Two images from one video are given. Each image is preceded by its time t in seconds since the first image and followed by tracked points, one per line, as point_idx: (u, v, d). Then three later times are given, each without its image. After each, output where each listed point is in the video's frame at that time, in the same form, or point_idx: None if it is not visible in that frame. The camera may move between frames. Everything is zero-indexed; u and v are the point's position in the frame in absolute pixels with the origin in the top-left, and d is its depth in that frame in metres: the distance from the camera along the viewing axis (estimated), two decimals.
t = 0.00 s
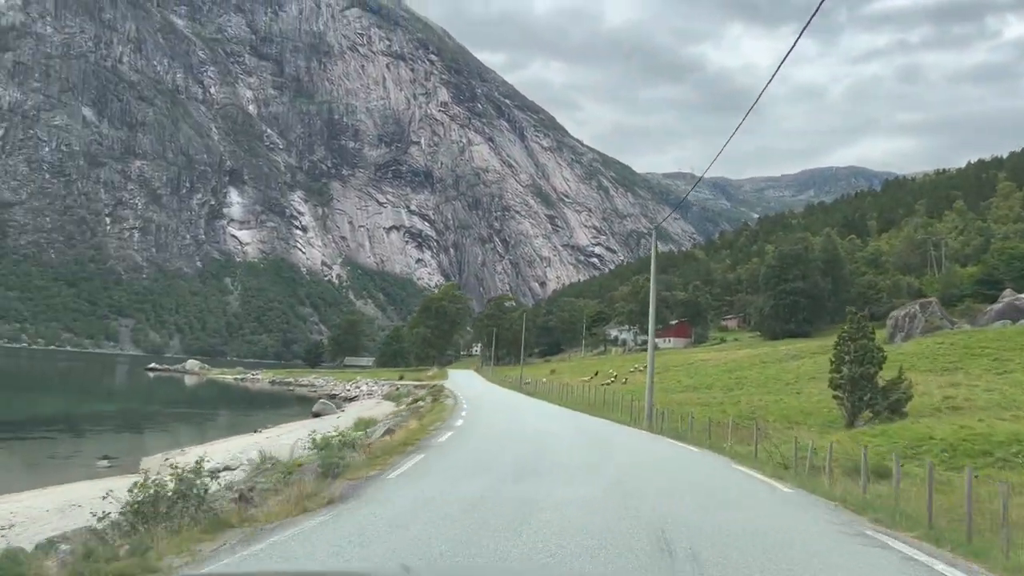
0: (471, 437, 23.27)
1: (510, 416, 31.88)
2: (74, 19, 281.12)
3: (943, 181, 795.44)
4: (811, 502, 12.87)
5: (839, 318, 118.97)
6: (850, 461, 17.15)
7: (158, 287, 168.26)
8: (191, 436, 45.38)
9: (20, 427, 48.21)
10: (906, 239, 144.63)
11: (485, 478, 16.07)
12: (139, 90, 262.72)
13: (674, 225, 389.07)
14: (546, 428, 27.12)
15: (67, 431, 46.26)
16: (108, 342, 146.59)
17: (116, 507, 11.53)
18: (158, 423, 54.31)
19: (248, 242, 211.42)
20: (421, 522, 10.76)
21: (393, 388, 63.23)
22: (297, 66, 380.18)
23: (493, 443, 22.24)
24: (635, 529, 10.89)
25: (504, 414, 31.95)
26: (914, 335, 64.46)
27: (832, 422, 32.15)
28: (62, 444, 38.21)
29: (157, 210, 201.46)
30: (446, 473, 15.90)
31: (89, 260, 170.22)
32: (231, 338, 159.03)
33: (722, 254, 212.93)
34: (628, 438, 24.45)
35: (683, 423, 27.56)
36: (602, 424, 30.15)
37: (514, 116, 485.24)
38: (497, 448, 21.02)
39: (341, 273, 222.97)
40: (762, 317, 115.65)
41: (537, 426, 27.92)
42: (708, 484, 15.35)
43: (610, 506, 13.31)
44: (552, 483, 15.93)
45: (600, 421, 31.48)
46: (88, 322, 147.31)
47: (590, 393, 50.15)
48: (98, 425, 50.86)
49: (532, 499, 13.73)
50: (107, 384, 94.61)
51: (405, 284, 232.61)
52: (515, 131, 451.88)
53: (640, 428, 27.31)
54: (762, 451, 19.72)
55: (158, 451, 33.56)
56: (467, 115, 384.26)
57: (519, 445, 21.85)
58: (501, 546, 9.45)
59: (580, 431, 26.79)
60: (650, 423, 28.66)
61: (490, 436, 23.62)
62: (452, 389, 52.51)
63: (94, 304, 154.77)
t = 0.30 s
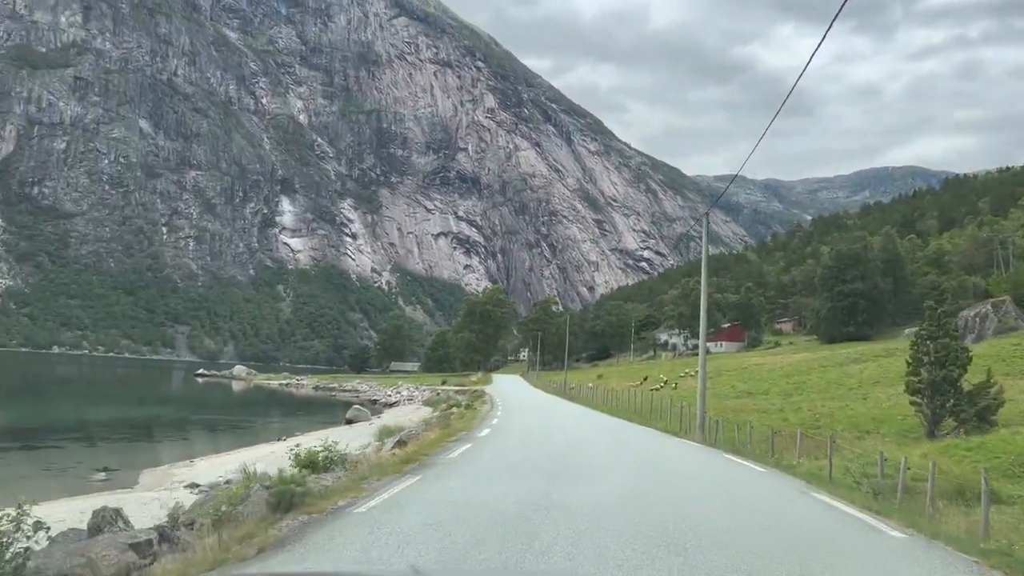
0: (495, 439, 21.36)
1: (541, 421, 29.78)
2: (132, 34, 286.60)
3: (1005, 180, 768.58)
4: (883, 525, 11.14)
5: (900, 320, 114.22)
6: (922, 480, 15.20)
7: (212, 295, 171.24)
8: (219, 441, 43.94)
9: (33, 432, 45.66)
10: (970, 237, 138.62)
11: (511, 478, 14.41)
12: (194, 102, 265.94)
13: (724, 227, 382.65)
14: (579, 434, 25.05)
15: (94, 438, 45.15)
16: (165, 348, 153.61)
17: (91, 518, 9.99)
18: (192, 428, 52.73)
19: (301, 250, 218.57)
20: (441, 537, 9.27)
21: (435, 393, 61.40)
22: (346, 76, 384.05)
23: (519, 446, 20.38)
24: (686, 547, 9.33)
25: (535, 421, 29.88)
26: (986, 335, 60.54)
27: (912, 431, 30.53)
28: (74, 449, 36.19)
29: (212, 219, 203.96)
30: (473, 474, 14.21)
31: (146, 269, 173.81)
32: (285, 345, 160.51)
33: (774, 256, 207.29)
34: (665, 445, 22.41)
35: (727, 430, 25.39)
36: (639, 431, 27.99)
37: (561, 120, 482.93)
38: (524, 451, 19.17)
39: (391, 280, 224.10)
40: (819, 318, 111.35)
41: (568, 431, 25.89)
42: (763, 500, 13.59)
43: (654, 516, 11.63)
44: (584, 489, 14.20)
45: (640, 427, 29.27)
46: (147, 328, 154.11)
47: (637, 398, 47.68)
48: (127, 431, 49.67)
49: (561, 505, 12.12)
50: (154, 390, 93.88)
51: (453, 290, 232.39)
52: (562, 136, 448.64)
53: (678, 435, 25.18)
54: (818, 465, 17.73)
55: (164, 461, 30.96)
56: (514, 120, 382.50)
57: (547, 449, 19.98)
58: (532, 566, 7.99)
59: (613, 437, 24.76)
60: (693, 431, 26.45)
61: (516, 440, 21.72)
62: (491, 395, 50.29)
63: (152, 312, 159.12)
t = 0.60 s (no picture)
0: (516, 445, 20.15)
1: (568, 427, 28.31)
2: (179, 44, 290.19)
3: None
4: (952, 545, 10.12)
5: (955, 322, 109.91)
6: (979, 494, 14.04)
7: (258, 301, 175.08)
8: (235, 451, 42.16)
9: (53, 442, 45.72)
10: None
11: (535, 484, 13.42)
12: (239, 110, 263.53)
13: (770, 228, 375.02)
14: (607, 440, 23.63)
15: (111, 446, 44.12)
16: (212, 354, 157.54)
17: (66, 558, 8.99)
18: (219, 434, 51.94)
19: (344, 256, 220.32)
20: (468, 555, 8.42)
21: (467, 397, 59.42)
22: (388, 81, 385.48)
23: (542, 451, 19.21)
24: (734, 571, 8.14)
25: (561, 426, 28.43)
26: None
27: (991, 443, 27.88)
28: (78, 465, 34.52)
29: (257, 225, 205.55)
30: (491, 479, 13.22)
31: (195, 275, 175.83)
32: (329, 351, 165.08)
33: (822, 257, 201.47)
34: (697, 451, 21.15)
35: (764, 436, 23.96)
36: (672, 437, 26.47)
37: (603, 122, 479.03)
38: (547, 458, 18.02)
39: (433, 284, 224.95)
40: (871, 320, 106.94)
41: (595, 438, 24.49)
42: (807, 512, 12.52)
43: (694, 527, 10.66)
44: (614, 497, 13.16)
45: (674, 434, 27.67)
46: (195, 333, 159.07)
47: (678, 402, 45.73)
48: (146, 438, 48.74)
49: (590, 521, 10.89)
50: (193, 393, 93.54)
51: (493, 293, 232.80)
52: (604, 138, 444.03)
53: (710, 441, 23.79)
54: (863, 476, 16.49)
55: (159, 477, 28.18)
56: (555, 123, 379.48)
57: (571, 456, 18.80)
58: None
59: (641, 443, 23.45)
60: (729, 436, 24.88)
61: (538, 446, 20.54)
62: (527, 399, 48.65)
63: (200, 317, 164.54)
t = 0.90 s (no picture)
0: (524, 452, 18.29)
1: (586, 433, 26.20)
2: (217, 51, 292.03)
3: None
4: None
5: (1006, 321, 105.79)
6: None
7: (295, 305, 175.99)
8: (245, 456, 40.84)
9: (80, 445, 45.07)
10: None
11: (546, 496, 11.72)
12: (274, 117, 263.38)
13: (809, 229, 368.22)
14: (626, 449, 21.66)
15: (120, 451, 42.65)
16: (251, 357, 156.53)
17: None
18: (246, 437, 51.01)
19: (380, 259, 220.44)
20: None
21: (496, 399, 57.67)
22: (421, 85, 385.73)
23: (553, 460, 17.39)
24: None
25: (579, 431, 26.38)
26: None
27: None
28: (74, 477, 33.16)
29: (294, 230, 206.09)
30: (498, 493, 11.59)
31: (233, 281, 176.63)
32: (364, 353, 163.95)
33: (862, 256, 196.41)
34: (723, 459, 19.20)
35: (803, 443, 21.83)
36: (699, 443, 24.39)
37: (637, 123, 474.81)
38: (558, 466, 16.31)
39: (467, 288, 225.32)
40: (917, 320, 102.64)
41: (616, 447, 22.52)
42: (860, 527, 10.78)
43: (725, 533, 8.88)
44: (635, 506, 11.47)
45: (705, 439, 25.55)
46: (233, 337, 157.46)
47: (715, 405, 43.33)
48: (160, 440, 47.77)
49: (597, 542, 9.04)
50: (230, 395, 93.07)
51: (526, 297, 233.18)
52: (638, 139, 439.67)
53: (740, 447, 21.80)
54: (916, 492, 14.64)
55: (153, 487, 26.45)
56: (589, 124, 376.35)
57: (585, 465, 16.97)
58: None
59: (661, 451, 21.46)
60: (765, 442, 22.74)
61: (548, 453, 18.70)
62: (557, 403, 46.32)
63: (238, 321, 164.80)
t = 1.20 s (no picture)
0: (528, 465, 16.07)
1: (601, 440, 23.84)
2: (244, 56, 293.01)
3: None
4: None
5: None
6: None
7: (323, 307, 175.76)
8: (253, 455, 39.49)
9: (110, 442, 44.78)
10: None
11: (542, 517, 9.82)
12: (302, 120, 263.17)
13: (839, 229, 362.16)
14: (645, 460, 19.32)
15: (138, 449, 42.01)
16: (280, 359, 156.81)
17: None
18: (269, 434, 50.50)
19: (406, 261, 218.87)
20: None
21: (517, 400, 55.85)
22: (448, 88, 384.72)
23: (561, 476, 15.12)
24: None
25: (594, 438, 24.01)
26: None
27: None
28: (71, 477, 31.78)
29: (321, 233, 205.92)
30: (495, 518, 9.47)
31: (260, 283, 175.96)
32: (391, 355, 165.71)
33: (895, 254, 191.59)
34: (758, 470, 16.86)
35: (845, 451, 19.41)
36: (728, 450, 21.95)
37: (664, 124, 470.54)
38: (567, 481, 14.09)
39: (493, 289, 223.61)
40: (955, 318, 98.73)
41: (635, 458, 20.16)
42: (937, 556, 8.57)
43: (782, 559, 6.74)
44: (649, 526, 9.33)
45: (735, 447, 23.11)
46: (263, 339, 157.76)
47: (741, 405, 40.90)
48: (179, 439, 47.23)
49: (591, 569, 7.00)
50: (254, 396, 92.23)
51: (552, 297, 230.72)
52: (665, 139, 435.42)
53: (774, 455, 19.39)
54: (995, 510, 12.25)
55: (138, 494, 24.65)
56: (615, 125, 372.95)
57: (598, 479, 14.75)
58: None
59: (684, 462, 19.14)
60: (803, 449, 20.31)
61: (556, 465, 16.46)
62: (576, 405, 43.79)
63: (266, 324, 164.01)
